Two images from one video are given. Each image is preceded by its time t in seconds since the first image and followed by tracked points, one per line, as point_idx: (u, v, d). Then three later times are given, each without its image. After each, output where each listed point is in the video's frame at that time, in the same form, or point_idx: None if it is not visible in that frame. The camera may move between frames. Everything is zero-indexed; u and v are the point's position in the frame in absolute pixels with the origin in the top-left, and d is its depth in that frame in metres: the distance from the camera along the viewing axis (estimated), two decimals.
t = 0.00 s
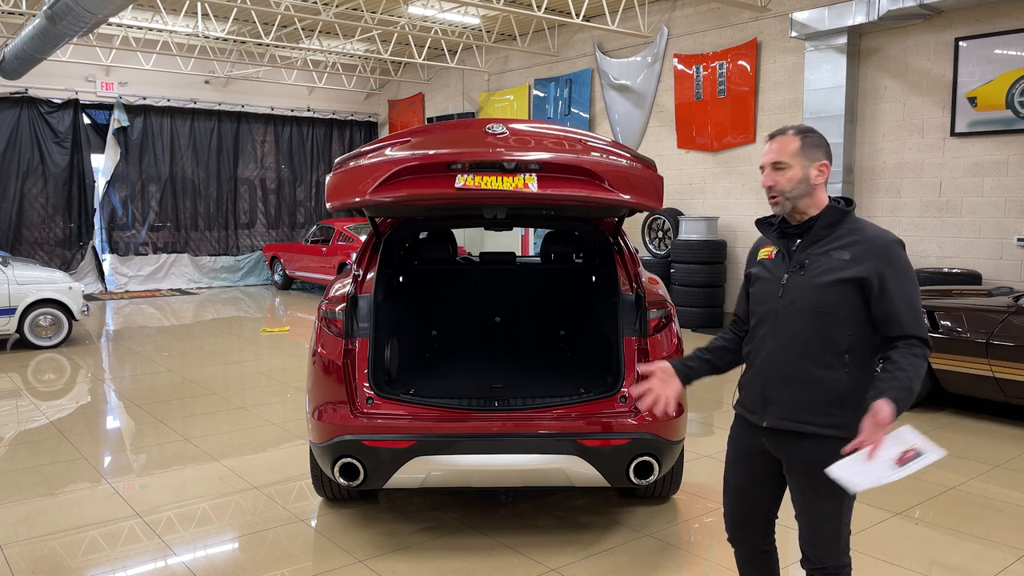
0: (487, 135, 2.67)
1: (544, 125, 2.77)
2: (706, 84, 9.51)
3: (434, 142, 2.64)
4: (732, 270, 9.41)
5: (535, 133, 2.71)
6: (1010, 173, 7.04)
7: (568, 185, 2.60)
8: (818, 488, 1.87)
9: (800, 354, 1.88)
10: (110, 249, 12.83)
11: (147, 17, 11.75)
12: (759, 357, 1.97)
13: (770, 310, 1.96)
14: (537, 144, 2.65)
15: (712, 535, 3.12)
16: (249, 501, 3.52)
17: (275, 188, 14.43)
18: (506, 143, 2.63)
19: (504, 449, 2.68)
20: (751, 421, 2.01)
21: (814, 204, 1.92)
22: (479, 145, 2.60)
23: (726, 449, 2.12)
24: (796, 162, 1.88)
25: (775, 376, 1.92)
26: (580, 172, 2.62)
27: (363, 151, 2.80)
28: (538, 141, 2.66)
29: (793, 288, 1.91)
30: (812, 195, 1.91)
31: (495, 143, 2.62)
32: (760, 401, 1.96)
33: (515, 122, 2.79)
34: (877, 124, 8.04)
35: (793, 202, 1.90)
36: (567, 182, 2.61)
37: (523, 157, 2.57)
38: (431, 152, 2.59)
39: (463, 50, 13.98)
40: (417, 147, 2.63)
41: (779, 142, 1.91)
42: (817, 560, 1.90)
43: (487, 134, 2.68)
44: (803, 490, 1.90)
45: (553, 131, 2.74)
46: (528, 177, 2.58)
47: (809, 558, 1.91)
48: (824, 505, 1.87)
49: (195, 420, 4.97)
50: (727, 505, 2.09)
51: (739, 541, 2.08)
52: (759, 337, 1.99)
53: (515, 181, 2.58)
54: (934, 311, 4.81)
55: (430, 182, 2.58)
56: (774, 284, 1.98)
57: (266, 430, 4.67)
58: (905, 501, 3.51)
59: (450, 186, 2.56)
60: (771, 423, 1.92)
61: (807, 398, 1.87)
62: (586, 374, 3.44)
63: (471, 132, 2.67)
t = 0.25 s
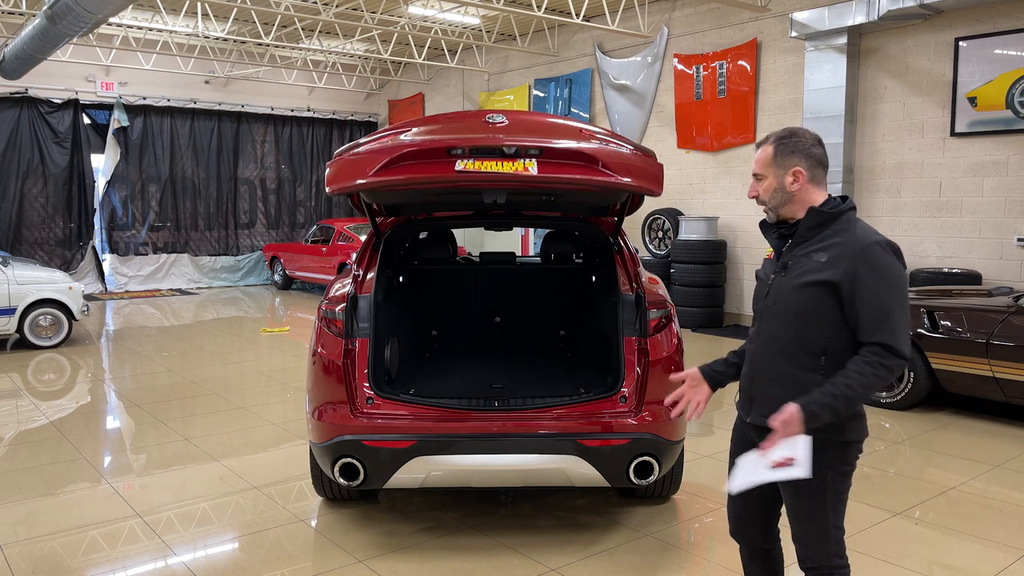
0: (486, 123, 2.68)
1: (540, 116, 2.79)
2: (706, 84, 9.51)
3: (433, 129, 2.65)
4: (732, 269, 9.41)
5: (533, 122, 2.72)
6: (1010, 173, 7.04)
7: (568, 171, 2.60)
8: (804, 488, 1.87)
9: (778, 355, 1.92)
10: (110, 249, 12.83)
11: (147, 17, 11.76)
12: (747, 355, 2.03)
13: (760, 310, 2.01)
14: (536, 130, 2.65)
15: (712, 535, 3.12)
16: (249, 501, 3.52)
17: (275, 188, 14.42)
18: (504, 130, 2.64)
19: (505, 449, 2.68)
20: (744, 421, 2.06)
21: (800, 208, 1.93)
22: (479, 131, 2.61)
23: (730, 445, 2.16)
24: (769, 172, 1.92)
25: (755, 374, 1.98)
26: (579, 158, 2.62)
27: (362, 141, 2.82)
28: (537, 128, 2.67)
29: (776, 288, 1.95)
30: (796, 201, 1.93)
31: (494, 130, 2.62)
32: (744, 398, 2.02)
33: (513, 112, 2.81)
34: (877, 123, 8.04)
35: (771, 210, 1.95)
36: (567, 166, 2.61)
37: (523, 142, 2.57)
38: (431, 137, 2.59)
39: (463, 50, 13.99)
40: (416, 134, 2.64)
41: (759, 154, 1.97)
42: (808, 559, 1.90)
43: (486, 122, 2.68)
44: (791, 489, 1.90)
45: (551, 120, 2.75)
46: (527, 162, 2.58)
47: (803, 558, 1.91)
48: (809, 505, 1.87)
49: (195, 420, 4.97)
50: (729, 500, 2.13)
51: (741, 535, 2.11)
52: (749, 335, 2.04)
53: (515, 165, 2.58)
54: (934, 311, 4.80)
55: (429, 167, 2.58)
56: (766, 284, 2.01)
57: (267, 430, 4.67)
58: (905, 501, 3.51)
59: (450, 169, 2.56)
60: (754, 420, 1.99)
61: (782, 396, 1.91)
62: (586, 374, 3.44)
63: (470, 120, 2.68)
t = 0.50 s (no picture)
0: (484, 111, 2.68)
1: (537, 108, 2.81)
2: (706, 84, 9.51)
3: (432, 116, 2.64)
4: (732, 269, 9.41)
5: (530, 112, 2.73)
6: (1010, 173, 7.04)
7: (569, 153, 2.58)
8: (795, 486, 1.89)
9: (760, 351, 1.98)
10: (110, 249, 12.83)
11: (147, 17, 11.75)
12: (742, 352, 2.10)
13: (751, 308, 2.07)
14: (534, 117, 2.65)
15: (712, 535, 3.12)
16: (249, 501, 3.52)
17: (275, 188, 14.41)
18: (502, 117, 2.63)
19: (504, 449, 2.68)
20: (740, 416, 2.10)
21: (793, 205, 1.94)
22: (478, 116, 2.60)
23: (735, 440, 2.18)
24: (765, 169, 1.95)
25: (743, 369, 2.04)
26: (579, 142, 2.60)
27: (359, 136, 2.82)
28: (534, 116, 2.67)
29: (763, 286, 2.01)
30: (793, 197, 1.94)
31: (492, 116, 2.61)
32: (739, 395, 2.07)
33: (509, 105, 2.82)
34: (877, 123, 8.04)
35: (767, 207, 1.98)
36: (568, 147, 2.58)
37: (524, 126, 2.55)
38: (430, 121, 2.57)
39: (463, 50, 13.99)
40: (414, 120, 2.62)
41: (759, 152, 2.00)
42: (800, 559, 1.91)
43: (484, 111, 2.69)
44: (783, 486, 1.92)
45: (547, 112, 2.76)
46: (527, 145, 2.55)
47: (797, 556, 1.91)
48: (797, 501, 1.89)
49: (195, 420, 4.97)
50: (737, 496, 2.17)
51: (747, 530, 2.14)
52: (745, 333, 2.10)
53: (515, 149, 2.55)
54: (934, 311, 4.79)
55: (428, 149, 2.54)
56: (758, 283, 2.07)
57: (267, 430, 4.67)
58: (905, 501, 3.51)
59: (451, 150, 2.53)
60: (745, 416, 2.02)
61: (765, 391, 1.95)
62: (586, 374, 3.44)
63: (468, 108, 2.69)
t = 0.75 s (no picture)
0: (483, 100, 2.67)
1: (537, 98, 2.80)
2: (706, 84, 9.52)
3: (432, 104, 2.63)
4: (732, 269, 9.41)
5: (530, 101, 2.72)
6: (1010, 173, 7.04)
7: (569, 138, 2.56)
8: (789, 483, 1.89)
9: (751, 348, 1.98)
10: (110, 250, 12.83)
11: (147, 17, 11.76)
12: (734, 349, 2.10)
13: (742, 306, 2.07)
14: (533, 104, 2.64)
15: (712, 535, 3.12)
16: (249, 501, 3.52)
17: (275, 188, 14.40)
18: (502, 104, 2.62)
19: (504, 449, 2.68)
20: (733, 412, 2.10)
21: (785, 205, 1.94)
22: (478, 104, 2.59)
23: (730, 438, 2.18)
24: (756, 171, 1.95)
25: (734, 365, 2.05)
26: (578, 126, 2.59)
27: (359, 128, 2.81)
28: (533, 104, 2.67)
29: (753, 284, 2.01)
30: (785, 198, 1.94)
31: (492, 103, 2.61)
32: (731, 392, 2.07)
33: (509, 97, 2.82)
34: (877, 123, 8.04)
35: (759, 208, 1.98)
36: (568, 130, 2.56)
37: (524, 111, 2.54)
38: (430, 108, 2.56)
39: (463, 50, 14.00)
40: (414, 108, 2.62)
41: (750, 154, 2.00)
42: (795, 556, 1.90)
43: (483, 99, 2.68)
44: (777, 484, 1.91)
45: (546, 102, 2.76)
46: (527, 130, 2.54)
47: (791, 552, 1.92)
48: (790, 498, 1.89)
49: (195, 420, 4.97)
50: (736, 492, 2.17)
51: (747, 527, 2.15)
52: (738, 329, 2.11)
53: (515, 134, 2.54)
54: (934, 311, 4.79)
55: (428, 134, 2.52)
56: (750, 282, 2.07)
57: (267, 430, 4.67)
58: (905, 501, 3.51)
59: (450, 134, 2.51)
60: (737, 413, 2.02)
61: (756, 387, 1.95)
62: (586, 374, 3.44)
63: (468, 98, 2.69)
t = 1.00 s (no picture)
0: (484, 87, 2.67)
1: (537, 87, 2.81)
2: (706, 84, 9.52)
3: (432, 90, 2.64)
4: (732, 269, 9.40)
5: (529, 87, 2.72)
6: (1010, 173, 7.04)
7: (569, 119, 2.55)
8: (787, 480, 1.88)
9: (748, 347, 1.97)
10: (110, 249, 12.83)
11: (147, 17, 11.76)
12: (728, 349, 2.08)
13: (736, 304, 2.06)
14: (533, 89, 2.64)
15: (712, 535, 3.12)
16: (249, 501, 3.52)
17: (275, 188, 14.40)
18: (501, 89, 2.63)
19: (504, 449, 2.68)
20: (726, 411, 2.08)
21: (785, 204, 1.93)
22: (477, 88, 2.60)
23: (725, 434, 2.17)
24: (767, 163, 1.89)
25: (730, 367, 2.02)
26: (577, 109, 2.58)
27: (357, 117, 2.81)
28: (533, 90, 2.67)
29: (749, 283, 2.00)
30: (789, 195, 1.93)
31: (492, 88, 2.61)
32: (725, 390, 2.05)
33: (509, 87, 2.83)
34: (877, 123, 8.04)
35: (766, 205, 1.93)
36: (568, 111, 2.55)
37: (523, 94, 2.53)
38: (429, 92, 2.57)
39: (463, 50, 14.00)
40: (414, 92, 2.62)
41: (751, 147, 1.94)
42: (793, 552, 1.91)
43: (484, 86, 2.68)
44: (774, 481, 1.91)
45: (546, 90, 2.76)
46: (527, 114, 2.54)
47: (788, 549, 1.92)
48: (788, 494, 1.89)
49: (195, 420, 4.97)
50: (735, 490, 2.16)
51: (746, 524, 2.15)
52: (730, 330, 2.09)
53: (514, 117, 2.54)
54: (935, 311, 4.79)
55: (426, 116, 2.52)
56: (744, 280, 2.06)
57: (267, 430, 4.67)
58: (905, 501, 3.51)
59: (448, 115, 2.51)
60: (732, 410, 2.01)
61: (752, 385, 1.94)
62: (586, 374, 3.43)
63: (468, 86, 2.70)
